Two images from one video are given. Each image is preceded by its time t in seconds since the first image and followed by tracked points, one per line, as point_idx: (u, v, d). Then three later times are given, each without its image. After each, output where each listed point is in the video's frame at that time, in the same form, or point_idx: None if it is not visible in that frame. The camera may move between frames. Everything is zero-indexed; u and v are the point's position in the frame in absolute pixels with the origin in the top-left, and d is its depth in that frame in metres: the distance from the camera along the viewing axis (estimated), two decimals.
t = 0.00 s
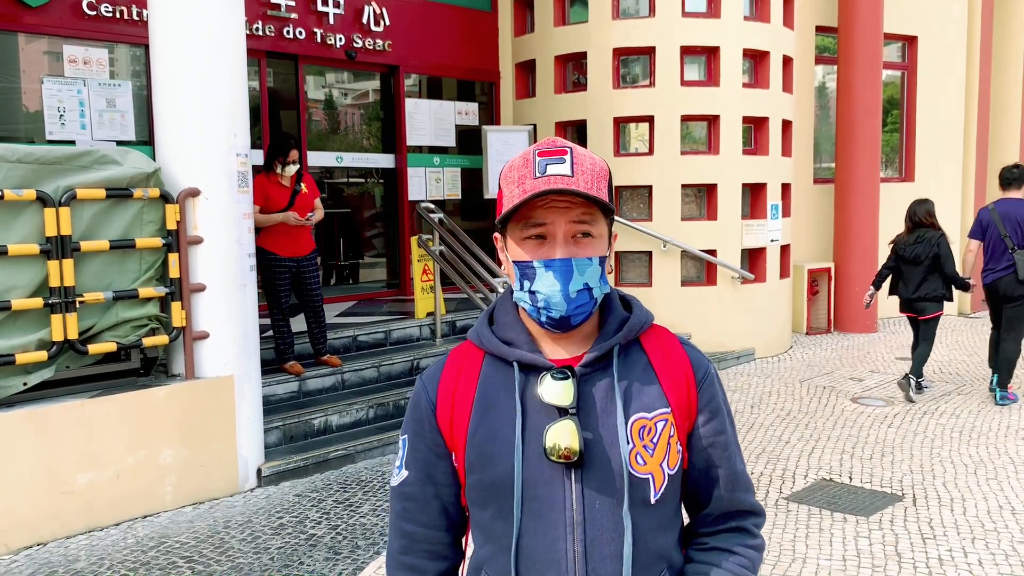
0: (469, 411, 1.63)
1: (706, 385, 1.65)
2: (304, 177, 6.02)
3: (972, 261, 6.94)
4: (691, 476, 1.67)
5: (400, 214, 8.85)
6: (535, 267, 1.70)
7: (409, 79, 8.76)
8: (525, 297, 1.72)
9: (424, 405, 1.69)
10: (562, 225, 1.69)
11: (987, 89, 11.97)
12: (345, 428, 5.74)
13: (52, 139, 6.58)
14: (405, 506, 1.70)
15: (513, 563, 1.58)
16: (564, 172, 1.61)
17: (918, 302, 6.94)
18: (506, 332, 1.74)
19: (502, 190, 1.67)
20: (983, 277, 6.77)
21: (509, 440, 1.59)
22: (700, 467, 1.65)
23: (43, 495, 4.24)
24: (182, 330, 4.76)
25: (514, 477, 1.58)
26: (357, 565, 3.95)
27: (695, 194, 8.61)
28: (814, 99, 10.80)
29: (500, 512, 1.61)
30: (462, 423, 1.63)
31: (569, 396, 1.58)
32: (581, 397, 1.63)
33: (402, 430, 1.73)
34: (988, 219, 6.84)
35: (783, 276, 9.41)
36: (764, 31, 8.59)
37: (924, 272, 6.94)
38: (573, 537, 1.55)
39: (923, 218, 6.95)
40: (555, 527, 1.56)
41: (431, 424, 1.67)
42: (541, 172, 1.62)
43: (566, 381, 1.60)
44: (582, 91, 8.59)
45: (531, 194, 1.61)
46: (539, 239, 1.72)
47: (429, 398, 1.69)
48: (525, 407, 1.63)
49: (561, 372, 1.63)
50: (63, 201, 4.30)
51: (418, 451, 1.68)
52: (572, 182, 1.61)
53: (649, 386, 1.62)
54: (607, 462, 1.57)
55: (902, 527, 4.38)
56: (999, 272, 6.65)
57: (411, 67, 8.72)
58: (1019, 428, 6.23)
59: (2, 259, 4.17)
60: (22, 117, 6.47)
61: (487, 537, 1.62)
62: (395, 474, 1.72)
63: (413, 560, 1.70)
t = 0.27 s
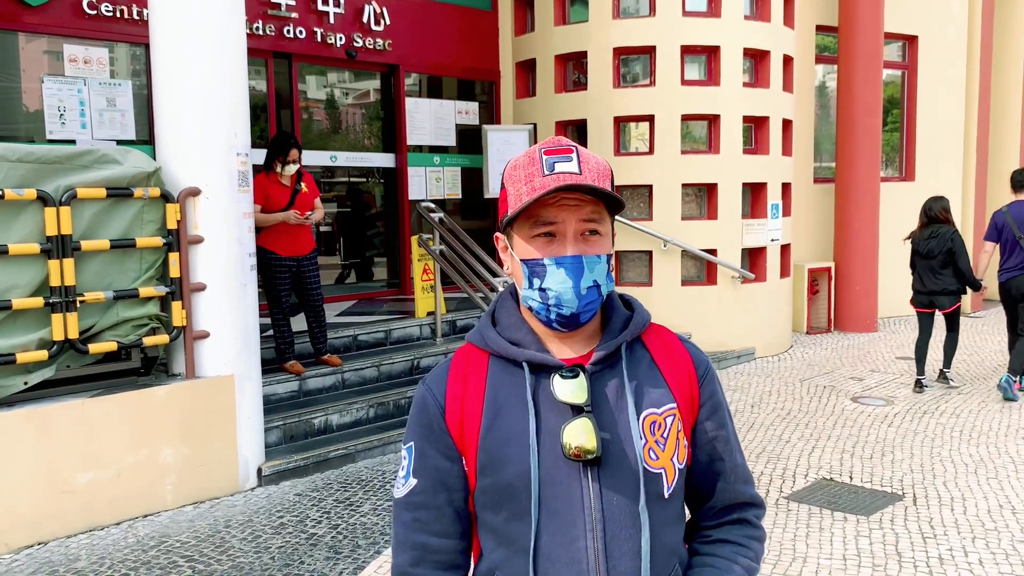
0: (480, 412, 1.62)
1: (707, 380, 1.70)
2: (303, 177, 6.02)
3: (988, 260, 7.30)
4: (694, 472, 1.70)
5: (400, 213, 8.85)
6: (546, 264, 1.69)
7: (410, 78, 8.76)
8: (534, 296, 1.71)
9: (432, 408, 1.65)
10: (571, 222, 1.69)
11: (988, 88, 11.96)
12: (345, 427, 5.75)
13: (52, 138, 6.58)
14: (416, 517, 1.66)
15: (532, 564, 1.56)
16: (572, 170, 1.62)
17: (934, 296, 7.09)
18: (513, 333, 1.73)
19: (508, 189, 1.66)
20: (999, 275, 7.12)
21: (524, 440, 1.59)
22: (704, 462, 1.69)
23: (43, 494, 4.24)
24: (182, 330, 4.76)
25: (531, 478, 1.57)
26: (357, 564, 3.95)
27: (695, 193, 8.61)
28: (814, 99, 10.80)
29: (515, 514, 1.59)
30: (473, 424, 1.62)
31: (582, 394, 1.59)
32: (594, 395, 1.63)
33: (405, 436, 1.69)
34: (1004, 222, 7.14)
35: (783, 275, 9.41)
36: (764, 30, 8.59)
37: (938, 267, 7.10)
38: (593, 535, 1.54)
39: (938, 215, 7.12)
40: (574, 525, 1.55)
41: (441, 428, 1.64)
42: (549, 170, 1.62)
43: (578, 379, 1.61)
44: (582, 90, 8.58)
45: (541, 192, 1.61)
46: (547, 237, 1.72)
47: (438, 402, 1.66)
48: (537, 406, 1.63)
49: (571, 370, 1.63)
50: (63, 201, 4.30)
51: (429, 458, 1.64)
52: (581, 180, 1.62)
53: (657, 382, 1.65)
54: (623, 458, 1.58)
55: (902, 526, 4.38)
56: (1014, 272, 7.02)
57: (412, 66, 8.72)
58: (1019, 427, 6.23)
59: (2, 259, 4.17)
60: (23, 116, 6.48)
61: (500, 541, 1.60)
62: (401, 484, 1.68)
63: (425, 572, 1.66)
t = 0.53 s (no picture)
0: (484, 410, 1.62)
1: (709, 379, 1.70)
2: (304, 176, 6.03)
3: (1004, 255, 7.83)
4: (695, 471, 1.71)
5: (400, 213, 8.85)
6: (547, 257, 1.69)
7: (410, 78, 8.76)
8: (536, 289, 1.70)
9: (435, 406, 1.65)
10: (572, 216, 1.69)
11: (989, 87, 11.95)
12: (346, 427, 5.74)
13: (53, 138, 6.58)
14: (420, 515, 1.66)
15: (534, 563, 1.56)
16: (572, 164, 1.61)
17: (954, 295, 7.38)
18: (515, 331, 1.73)
19: (510, 185, 1.67)
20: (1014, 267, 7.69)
21: (527, 439, 1.58)
22: (706, 461, 1.69)
23: (44, 494, 4.24)
24: (183, 330, 4.76)
25: (533, 477, 1.57)
26: (358, 564, 3.95)
27: (696, 193, 8.61)
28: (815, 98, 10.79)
29: (518, 513, 1.59)
30: (477, 422, 1.61)
31: (585, 394, 1.59)
32: (597, 394, 1.63)
33: (408, 434, 1.68)
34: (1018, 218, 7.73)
35: (784, 274, 9.40)
36: (765, 29, 8.59)
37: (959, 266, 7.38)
38: (594, 534, 1.54)
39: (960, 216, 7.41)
40: (576, 525, 1.55)
41: (444, 426, 1.64)
42: (549, 164, 1.62)
43: (581, 379, 1.61)
44: (583, 90, 8.58)
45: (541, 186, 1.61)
46: (548, 230, 1.72)
47: (440, 400, 1.65)
48: (540, 406, 1.62)
49: (574, 369, 1.63)
50: (64, 201, 4.30)
51: (433, 456, 1.64)
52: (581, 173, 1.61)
53: (659, 382, 1.65)
54: (625, 457, 1.58)
55: (903, 526, 4.38)
56: None
57: (412, 66, 8.72)
58: (1020, 426, 6.22)
59: (3, 259, 4.17)
60: (23, 116, 6.48)
61: (502, 540, 1.61)
62: (403, 482, 1.68)
63: (428, 570, 1.65)
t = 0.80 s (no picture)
0: (475, 409, 1.63)
1: (708, 382, 1.66)
2: (305, 177, 6.03)
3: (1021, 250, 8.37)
4: (693, 475, 1.67)
5: (401, 213, 8.85)
6: (543, 255, 1.70)
7: (410, 78, 8.76)
8: (533, 288, 1.71)
9: (431, 402, 1.68)
10: (569, 214, 1.69)
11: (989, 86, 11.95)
12: (346, 427, 5.74)
13: (54, 139, 6.59)
14: (414, 506, 1.69)
15: (519, 561, 1.58)
16: (570, 164, 1.61)
17: (969, 289, 7.65)
18: (513, 330, 1.73)
19: (510, 184, 1.68)
20: None
21: (515, 439, 1.60)
22: (703, 466, 1.65)
23: (45, 495, 4.25)
24: (183, 330, 4.77)
25: (520, 477, 1.58)
26: (360, 564, 3.95)
27: (696, 192, 8.61)
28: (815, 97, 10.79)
29: (507, 510, 1.61)
30: (469, 421, 1.63)
31: (574, 396, 1.59)
32: (586, 396, 1.63)
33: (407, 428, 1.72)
34: None
35: (785, 274, 9.40)
36: (765, 29, 8.59)
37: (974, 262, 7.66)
38: (577, 536, 1.55)
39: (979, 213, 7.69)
40: (560, 526, 1.56)
41: (438, 422, 1.67)
42: (547, 163, 1.62)
43: (571, 381, 1.60)
44: (583, 90, 8.58)
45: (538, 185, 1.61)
46: (546, 228, 1.72)
47: (436, 397, 1.68)
48: (531, 406, 1.62)
49: (565, 370, 1.63)
50: (64, 202, 4.30)
51: (427, 451, 1.67)
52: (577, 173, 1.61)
53: (652, 384, 1.63)
54: (611, 460, 1.57)
55: (904, 525, 4.37)
56: None
57: (412, 66, 8.72)
58: (1021, 426, 6.22)
59: (3, 260, 4.18)
60: (24, 118, 6.48)
61: (493, 535, 1.63)
62: (402, 473, 1.71)
63: (420, 560, 1.68)
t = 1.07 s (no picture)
0: (469, 407, 1.64)
1: (703, 388, 1.65)
2: (305, 178, 6.04)
3: None
4: (686, 478, 1.67)
5: (401, 214, 8.85)
6: (538, 258, 1.70)
7: (411, 79, 8.77)
8: (528, 291, 1.72)
9: (427, 400, 1.69)
10: (565, 217, 1.69)
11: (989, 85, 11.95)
12: (347, 428, 5.75)
13: (54, 141, 6.59)
14: (410, 499, 1.70)
15: (508, 560, 1.59)
16: (566, 166, 1.62)
17: (984, 289, 7.96)
18: (508, 331, 1.74)
19: (507, 185, 1.69)
20: None
21: (506, 439, 1.60)
22: (695, 470, 1.65)
23: (45, 495, 4.25)
24: (183, 331, 4.77)
25: (510, 476, 1.59)
26: (360, 565, 3.96)
27: (696, 193, 8.61)
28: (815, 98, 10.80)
29: (499, 507, 1.61)
30: (463, 419, 1.64)
31: (564, 398, 1.59)
32: (577, 399, 1.63)
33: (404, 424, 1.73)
34: None
35: (785, 274, 9.40)
36: (765, 29, 8.59)
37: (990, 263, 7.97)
38: (564, 536, 1.56)
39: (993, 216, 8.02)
40: (547, 526, 1.57)
41: (433, 420, 1.68)
42: (544, 166, 1.63)
43: (562, 384, 1.60)
44: (583, 90, 8.59)
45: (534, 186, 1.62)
46: (541, 231, 1.72)
47: (431, 394, 1.69)
48: (522, 406, 1.63)
49: (558, 372, 1.64)
50: (65, 203, 4.30)
51: (422, 448, 1.68)
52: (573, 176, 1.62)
53: (645, 388, 1.63)
54: (600, 464, 1.57)
55: (904, 526, 4.38)
56: None
57: (413, 67, 8.73)
58: (1021, 426, 6.22)
59: (3, 260, 4.18)
60: (24, 119, 6.49)
61: (485, 533, 1.64)
62: (399, 467, 1.72)
63: (415, 553, 1.69)
